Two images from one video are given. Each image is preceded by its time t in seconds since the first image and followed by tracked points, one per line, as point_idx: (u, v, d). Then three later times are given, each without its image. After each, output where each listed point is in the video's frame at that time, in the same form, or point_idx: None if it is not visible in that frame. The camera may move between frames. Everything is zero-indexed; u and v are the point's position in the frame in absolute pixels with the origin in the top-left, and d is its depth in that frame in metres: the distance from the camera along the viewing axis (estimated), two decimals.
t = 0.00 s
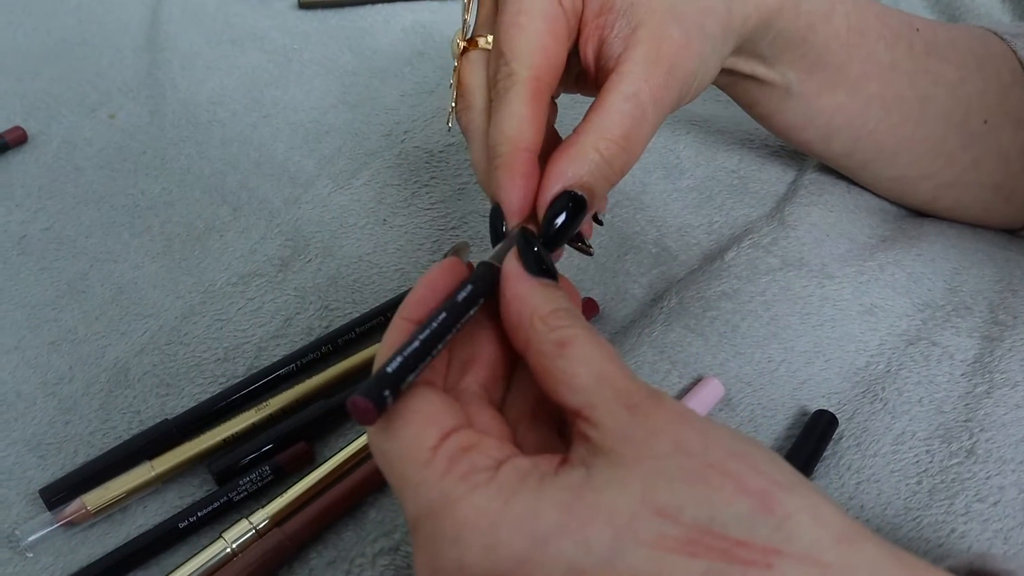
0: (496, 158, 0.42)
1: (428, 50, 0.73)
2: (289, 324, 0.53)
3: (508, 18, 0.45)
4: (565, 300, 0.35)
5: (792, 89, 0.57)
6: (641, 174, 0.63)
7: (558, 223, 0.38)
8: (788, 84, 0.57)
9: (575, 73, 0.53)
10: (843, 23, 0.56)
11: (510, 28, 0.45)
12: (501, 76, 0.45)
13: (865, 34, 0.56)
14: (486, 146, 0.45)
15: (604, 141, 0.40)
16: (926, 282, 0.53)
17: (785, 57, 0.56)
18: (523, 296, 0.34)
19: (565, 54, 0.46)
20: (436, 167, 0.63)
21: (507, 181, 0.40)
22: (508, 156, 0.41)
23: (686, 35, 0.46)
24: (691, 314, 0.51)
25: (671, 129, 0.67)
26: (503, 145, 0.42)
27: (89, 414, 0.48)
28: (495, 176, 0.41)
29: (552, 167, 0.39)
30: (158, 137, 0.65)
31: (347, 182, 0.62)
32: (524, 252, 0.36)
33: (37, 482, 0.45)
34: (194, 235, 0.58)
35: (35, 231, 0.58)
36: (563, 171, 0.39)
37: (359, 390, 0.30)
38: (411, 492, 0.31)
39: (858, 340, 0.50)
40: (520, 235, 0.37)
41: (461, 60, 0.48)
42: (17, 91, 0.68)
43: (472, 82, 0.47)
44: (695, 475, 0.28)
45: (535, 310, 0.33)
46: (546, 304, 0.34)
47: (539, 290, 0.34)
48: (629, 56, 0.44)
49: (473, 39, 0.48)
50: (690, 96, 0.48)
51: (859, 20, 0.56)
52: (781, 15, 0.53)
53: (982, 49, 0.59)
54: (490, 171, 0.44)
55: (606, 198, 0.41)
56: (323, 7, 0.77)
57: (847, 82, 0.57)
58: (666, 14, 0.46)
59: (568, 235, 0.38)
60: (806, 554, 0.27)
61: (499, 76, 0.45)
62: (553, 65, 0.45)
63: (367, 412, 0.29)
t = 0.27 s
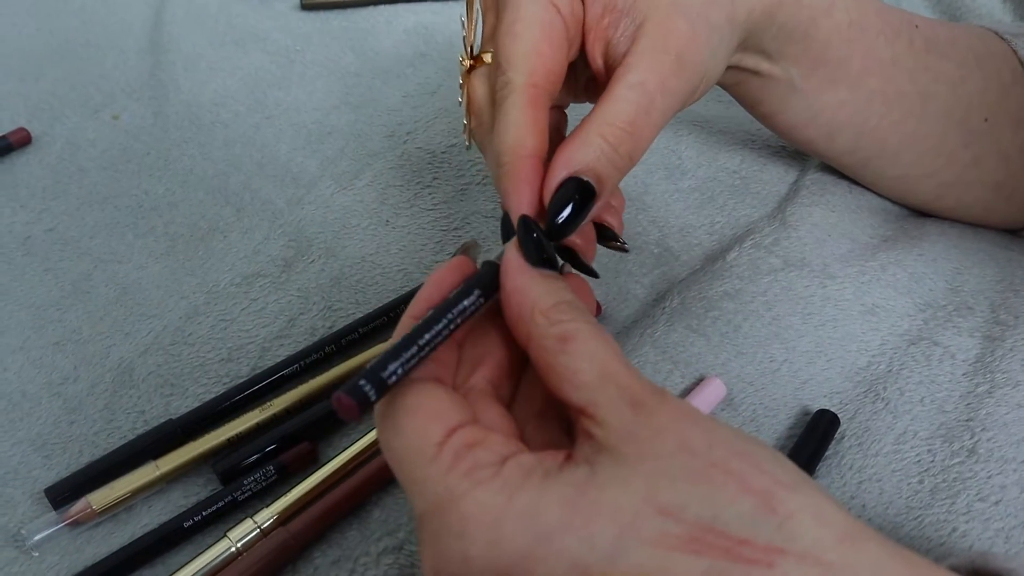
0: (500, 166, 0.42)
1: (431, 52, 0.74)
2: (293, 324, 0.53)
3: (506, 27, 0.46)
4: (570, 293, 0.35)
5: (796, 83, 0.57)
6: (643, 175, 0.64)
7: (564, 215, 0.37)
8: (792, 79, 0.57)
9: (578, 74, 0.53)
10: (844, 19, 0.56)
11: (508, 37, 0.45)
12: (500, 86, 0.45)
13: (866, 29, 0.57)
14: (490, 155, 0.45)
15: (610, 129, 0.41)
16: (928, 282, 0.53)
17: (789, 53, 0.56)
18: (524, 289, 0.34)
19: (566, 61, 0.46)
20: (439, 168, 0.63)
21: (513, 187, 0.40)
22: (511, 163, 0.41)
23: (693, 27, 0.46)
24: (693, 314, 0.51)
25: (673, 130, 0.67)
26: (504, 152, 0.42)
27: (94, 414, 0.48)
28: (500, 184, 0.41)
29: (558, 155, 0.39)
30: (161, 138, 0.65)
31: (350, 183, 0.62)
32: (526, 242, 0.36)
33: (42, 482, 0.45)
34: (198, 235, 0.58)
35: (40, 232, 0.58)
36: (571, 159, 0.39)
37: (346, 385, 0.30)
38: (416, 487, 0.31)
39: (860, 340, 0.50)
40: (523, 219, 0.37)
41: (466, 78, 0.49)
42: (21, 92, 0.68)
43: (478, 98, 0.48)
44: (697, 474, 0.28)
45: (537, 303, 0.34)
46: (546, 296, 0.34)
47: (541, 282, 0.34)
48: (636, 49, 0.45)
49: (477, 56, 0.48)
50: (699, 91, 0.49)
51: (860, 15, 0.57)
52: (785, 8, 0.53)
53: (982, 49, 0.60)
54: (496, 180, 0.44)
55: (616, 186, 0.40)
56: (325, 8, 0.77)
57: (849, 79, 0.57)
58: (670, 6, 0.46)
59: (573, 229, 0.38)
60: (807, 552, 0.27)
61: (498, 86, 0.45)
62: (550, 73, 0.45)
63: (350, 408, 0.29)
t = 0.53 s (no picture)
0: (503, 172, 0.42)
1: (432, 53, 0.74)
2: (295, 324, 0.53)
3: (507, 33, 0.46)
4: (570, 292, 0.35)
5: (797, 82, 0.57)
6: (643, 176, 0.64)
7: (564, 216, 0.37)
8: (793, 78, 0.57)
9: (580, 76, 0.54)
10: (844, 17, 0.56)
11: (509, 43, 0.46)
12: (502, 91, 0.45)
13: (867, 28, 0.57)
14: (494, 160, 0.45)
15: (610, 127, 0.41)
16: (928, 282, 0.53)
17: (790, 54, 0.56)
18: (524, 288, 0.34)
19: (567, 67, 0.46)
20: (440, 168, 0.64)
21: (518, 191, 0.40)
22: (512, 168, 0.41)
23: (693, 27, 0.46)
24: (694, 314, 0.51)
25: (674, 130, 0.68)
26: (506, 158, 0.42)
27: (97, 414, 0.48)
28: (505, 189, 0.41)
29: (558, 155, 0.40)
30: (164, 139, 0.65)
31: (352, 184, 0.62)
32: (525, 241, 0.36)
33: (46, 481, 0.45)
34: (200, 236, 0.58)
35: (42, 233, 0.58)
36: (571, 158, 0.39)
37: (342, 385, 0.30)
38: (419, 484, 0.31)
39: (860, 340, 0.50)
40: (521, 218, 0.37)
41: (471, 83, 0.50)
42: (24, 93, 0.68)
43: (483, 106, 0.48)
44: (698, 473, 0.28)
45: (537, 302, 0.34)
46: (546, 295, 0.34)
47: (542, 281, 0.35)
48: (637, 49, 0.45)
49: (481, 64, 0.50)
50: (701, 93, 0.49)
51: (861, 15, 0.57)
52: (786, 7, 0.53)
53: (982, 49, 0.60)
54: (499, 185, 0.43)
55: (617, 184, 0.40)
56: (326, 9, 0.77)
57: (850, 78, 0.57)
58: (671, 8, 0.46)
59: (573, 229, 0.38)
60: (807, 551, 0.27)
61: (501, 92, 0.45)
62: (553, 78, 0.45)
63: (348, 409, 0.29)
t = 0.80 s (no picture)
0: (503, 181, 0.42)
1: (433, 53, 0.74)
2: (297, 324, 0.53)
3: (507, 40, 0.46)
4: (567, 293, 0.35)
5: (798, 88, 0.57)
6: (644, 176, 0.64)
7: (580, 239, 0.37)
8: (794, 84, 0.57)
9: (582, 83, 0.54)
10: (847, 23, 0.56)
11: (509, 50, 0.46)
12: (502, 100, 0.45)
13: (869, 34, 0.57)
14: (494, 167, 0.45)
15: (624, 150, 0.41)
16: (929, 282, 0.53)
17: (792, 59, 0.56)
18: (520, 290, 0.34)
19: (568, 75, 0.46)
20: (442, 169, 0.64)
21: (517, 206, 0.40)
22: (511, 179, 0.41)
23: (697, 42, 0.46)
24: (695, 314, 0.51)
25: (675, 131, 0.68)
26: (506, 166, 0.42)
27: (100, 413, 0.48)
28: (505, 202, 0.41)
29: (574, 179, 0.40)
30: (166, 139, 0.65)
31: (353, 185, 0.62)
32: (519, 240, 0.36)
33: (50, 480, 0.46)
34: (203, 236, 0.58)
35: (46, 233, 0.58)
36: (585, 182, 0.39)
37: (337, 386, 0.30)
38: (419, 485, 0.31)
39: (861, 340, 0.50)
40: (516, 219, 0.37)
41: (472, 92, 0.50)
42: (27, 94, 0.68)
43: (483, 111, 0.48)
44: (698, 473, 0.28)
45: (535, 304, 0.34)
46: (543, 296, 0.34)
47: (539, 283, 0.35)
48: (645, 65, 0.45)
49: (483, 72, 0.49)
50: (706, 102, 0.48)
51: (862, 21, 0.57)
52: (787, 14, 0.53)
53: (983, 52, 0.60)
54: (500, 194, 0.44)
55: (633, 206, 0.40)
56: (328, 10, 0.77)
57: (851, 83, 0.57)
58: (675, 22, 0.46)
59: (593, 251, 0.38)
60: (807, 551, 0.27)
61: (501, 100, 0.45)
62: (553, 88, 0.45)
63: (337, 408, 0.30)
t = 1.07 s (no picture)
0: (506, 181, 0.42)
1: (434, 54, 0.74)
2: (299, 324, 0.53)
3: (509, 40, 0.46)
4: (570, 291, 0.35)
5: (799, 95, 0.57)
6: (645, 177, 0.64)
7: (580, 246, 0.37)
8: (795, 91, 0.57)
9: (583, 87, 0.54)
10: (849, 32, 0.57)
11: (512, 50, 0.46)
12: (505, 100, 0.45)
13: (871, 41, 0.57)
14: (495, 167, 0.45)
15: (624, 158, 0.41)
16: (929, 283, 0.53)
17: (793, 66, 0.56)
18: (524, 289, 0.34)
19: (570, 75, 0.46)
20: (443, 170, 0.64)
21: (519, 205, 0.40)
22: (514, 180, 0.42)
23: (697, 48, 0.46)
24: (695, 315, 0.52)
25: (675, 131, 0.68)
26: (510, 168, 0.42)
27: (102, 414, 0.48)
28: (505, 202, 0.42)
29: (571, 186, 0.39)
30: (167, 140, 0.65)
31: (354, 185, 0.62)
32: (526, 239, 0.36)
33: (51, 481, 0.46)
34: (204, 237, 0.59)
35: (47, 234, 0.58)
36: (585, 190, 0.39)
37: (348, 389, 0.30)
38: (424, 482, 0.31)
39: (861, 341, 0.50)
40: (521, 218, 0.37)
41: (472, 89, 0.49)
42: (29, 95, 0.68)
43: (484, 111, 0.48)
44: (700, 471, 0.28)
45: (539, 302, 0.34)
46: (548, 294, 0.34)
47: (543, 281, 0.35)
48: (641, 73, 0.45)
49: (484, 68, 0.49)
50: (705, 108, 0.49)
51: (863, 28, 0.57)
52: (788, 23, 0.54)
53: (984, 55, 0.60)
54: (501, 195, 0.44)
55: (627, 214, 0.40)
56: (329, 11, 0.78)
57: (853, 89, 0.57)
58: (675, 29, 0.46)
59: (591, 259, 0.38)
60: (808, 548, 0.28)
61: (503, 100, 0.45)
62: (555, 86, 0.45)
63: (354, 413, 0.29)
